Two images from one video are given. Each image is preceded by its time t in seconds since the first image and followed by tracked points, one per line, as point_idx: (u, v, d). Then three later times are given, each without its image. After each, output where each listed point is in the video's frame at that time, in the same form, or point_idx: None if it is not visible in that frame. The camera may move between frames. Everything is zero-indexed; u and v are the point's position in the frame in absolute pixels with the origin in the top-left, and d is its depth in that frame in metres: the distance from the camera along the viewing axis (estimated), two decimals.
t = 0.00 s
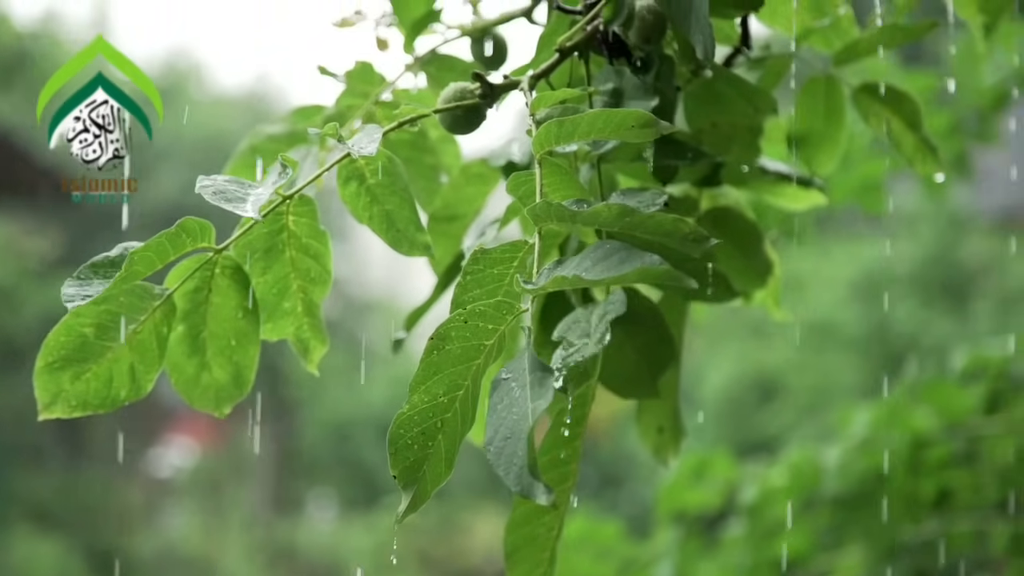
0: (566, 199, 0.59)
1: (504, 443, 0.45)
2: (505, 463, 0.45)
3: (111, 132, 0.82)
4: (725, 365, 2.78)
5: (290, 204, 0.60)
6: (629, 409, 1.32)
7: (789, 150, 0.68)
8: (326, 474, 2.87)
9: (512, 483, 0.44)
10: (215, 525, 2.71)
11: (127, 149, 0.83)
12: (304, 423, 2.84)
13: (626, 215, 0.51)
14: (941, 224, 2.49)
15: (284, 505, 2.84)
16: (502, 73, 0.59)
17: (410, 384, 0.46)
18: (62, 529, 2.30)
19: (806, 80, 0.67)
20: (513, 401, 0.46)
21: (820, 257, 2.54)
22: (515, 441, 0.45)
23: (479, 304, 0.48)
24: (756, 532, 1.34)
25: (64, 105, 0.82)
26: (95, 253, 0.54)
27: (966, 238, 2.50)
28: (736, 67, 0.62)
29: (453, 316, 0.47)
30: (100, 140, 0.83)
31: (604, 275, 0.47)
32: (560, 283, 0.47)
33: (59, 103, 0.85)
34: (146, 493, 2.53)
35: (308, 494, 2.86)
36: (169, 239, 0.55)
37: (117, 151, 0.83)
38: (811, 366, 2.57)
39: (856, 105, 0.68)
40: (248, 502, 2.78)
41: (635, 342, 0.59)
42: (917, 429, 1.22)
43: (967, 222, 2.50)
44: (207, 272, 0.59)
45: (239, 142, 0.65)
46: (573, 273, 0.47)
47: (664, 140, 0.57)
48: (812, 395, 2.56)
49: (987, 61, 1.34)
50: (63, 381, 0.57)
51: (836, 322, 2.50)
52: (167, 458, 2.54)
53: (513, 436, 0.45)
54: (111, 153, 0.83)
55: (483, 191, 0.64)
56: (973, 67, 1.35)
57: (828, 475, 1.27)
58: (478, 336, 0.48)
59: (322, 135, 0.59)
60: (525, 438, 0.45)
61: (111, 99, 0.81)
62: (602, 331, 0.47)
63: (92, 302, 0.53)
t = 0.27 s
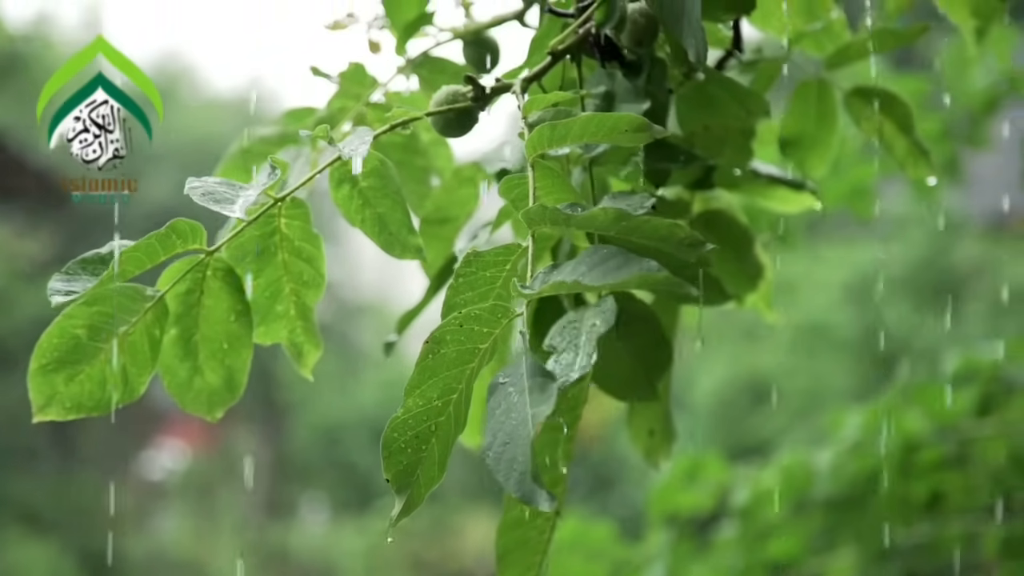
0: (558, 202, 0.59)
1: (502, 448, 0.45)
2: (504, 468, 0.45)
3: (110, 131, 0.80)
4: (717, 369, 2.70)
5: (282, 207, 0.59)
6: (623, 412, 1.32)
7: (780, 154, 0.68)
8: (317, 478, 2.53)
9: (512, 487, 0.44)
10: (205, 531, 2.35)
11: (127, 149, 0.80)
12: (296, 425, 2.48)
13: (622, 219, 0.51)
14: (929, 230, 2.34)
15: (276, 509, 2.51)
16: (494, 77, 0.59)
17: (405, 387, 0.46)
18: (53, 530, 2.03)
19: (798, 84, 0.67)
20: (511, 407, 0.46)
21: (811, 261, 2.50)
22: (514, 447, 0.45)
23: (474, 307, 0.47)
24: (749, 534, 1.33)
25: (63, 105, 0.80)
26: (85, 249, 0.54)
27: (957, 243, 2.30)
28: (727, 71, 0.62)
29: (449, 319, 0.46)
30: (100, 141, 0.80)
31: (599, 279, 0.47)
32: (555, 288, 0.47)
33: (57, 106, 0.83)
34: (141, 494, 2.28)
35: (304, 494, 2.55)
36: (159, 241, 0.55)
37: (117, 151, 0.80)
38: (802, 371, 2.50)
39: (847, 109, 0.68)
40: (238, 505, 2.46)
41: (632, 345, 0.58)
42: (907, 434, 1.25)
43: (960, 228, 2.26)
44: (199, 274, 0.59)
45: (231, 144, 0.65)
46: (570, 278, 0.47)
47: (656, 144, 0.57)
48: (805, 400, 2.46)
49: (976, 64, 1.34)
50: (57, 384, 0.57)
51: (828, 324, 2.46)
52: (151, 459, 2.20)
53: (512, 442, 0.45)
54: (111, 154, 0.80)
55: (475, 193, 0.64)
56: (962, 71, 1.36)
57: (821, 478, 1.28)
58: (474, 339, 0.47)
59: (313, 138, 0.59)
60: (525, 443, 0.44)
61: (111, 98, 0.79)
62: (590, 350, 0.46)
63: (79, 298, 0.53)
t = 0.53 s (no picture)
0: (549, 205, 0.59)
1: (482, 450, 0.45)
2: (483, 470, 0.44)
3: (110, 131, 0.82)
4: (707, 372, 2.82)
5: (272, 209, 0.59)
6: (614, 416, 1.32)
7: (772, 157, 0.68)
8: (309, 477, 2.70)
9: (490, 491, 0.44)
10: (194, 536, 2.58)
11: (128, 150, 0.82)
12: (288, 429, 2.67)
13: (610, 223, 0.51)
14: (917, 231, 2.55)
15: (267, 514, 2.67)
16: (485, 80, 0.59)
17: (391, 388, 0.45)
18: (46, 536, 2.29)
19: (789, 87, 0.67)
20: (494, 409, 0.46)
21: (800, 265, 2.67)
22: (494, 450, 0.45)
23: (462, 309, 0.46)
24: (740, 535, 1.32)
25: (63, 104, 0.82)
26: (76, 255, 0.54)
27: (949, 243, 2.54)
28: (718, 74, 0.61)
29: (436, 321, 0.46)
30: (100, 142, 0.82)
31: (587, 284, 0.46)
32: (543, 292, 0.47)
33: (59, 107, 0.85)
34: (132, 497, 2.52)
35: (293, 498, 2.68)
36: (152, 246, 0.55)
37: (117, 150, 0.82)
38: (794, 375, 2.61)
39: (839, 112, 0.68)
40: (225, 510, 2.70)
41: (619, 351, 0.58)
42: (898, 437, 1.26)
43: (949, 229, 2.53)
44: (189, 277, 0.59)
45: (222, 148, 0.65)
46: (557, 283, 0.47)
47: (647, 148, 0.57)
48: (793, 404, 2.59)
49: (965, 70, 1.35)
50: (47, 387, 0.57)
51: (818, 325, 2.58)
52: (142, 463, 2.49)
53: (493, 444, 0.45)
54: (111, 154, 0.82)
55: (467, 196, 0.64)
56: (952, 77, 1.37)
57: (811, 479, 1.28)
58: (459, 342, 0.47)
59: (304, 141, 0.59)
60: (505, 447, 0.44)
61: (111, 98, 0.81)
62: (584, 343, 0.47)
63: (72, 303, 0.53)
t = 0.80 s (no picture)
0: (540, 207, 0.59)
1: (483, 453, 0.45)
2: (485, 472, 0.44)
3: (110, 131, 0.81)
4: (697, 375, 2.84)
5: (263, 212, 0.59)
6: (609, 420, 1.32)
7: (762, 160, 0.68)
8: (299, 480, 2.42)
9: (494, 493, 0.43)
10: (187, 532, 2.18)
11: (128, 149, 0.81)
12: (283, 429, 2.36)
13: (604, 223, 0.50)
14: (910, 235, 2.68)
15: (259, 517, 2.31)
16: (476, 82, 0.59)
17: (387, 394, 0.45)
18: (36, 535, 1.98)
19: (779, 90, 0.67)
20: (493, 412, 0.45)
21: (791, 268, 2.78)
22: (495, 452, 0.44)
23: (457, 313, 0.46)
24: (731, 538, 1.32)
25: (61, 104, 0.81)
26: (67, 258, 0.54)
27: (937, 246, 2.70)
28: (708, 77, 0.61)
29: (430, 325, 0.46)
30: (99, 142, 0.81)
31: (582, 284, 0.47)
32: (537, 293, 0.46)
33: (57, 109, 0.83)
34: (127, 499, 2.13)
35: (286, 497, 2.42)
36: (143, 249, 0.55)
37: (117, 151, 0.81)
38: (783, 377, 2.71)
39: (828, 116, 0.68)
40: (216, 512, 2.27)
41: (607, 353, 0.59)
42: (890, 437, 1.26)
43: (937, 233, 2.70)
44: (180, 281, 0.59)
45: (212, 150, 0.65)
46: (552, 283, 0.46)
47: (638, 150, 0.57)
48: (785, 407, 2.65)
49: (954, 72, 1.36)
50: (36, 390, 0.56)
51: (809, 330, 2.73)
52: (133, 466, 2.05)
53: (494, 446, 0.45)
54: (111, 154, 0.81)
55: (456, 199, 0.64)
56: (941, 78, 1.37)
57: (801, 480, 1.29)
58: (454, 345, 0.47)
59: (295, 143, 0.59)
60: (506, 449, 0.44)
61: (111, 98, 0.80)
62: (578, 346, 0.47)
63: (62, 308, 0.52)
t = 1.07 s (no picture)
0: (531, 210, 0.59)
1: (469, 458, 0.44)
2: (469, 478, 0.43)
3: (110, 131, 0.81)
4: (692, 375, 3.12)
5: (255, 215, 0.60)
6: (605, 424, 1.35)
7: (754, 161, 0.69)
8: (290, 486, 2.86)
9: (477, 500, 0.43)
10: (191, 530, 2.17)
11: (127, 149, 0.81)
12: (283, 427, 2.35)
13: (593, 228, 0.50)
14: (905, 237, 2.99)
15: (250, 520, 2.79)
16: (468, 84, 0.59)
17: (376, 396, 0.45)
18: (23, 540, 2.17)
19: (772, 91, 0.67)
20: (478, 417, 0.45)
21: (784, 269, 3.05)
22: (480, 457, 0.43)
23: (446, 316, 0.46)
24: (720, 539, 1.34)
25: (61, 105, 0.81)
26: (59, 261, 0.54)
27: (932, 249, 3.00)
28: (701, 79, 0.62)
29: (419, 328, 0.46)
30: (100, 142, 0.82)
31: (572, 289, 0.47)
32: (527, 299, 0.46)
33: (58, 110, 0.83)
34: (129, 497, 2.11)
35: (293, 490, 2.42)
36: (135, 251, 0.55)
37: (117, 151, 0.81)
38: (777, 379, 2.95)
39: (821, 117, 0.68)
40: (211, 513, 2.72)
41: (603, 355, 0.58)
42: (881, 440, 1.29)
43: (932, 236, 3.02)
44: (172, 283, 0.59)
45: (204, 154, 0.66)
46: (540, 289, 0.47)
47: (630, 152, 0.57)
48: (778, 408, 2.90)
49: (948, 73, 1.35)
50: (30, 393, 0.56)
51: (805, 332, 2.95)
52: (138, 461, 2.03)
53: (479, 451, 0.44)
54: (111, 154, 0.81)
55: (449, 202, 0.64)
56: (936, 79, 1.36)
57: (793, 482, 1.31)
58: (443, 348, 0.47)
59: (287, 147, 0.59)
60: (491, 454, 0.43)
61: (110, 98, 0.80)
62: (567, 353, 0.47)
63: (54, 309, 0.53)
